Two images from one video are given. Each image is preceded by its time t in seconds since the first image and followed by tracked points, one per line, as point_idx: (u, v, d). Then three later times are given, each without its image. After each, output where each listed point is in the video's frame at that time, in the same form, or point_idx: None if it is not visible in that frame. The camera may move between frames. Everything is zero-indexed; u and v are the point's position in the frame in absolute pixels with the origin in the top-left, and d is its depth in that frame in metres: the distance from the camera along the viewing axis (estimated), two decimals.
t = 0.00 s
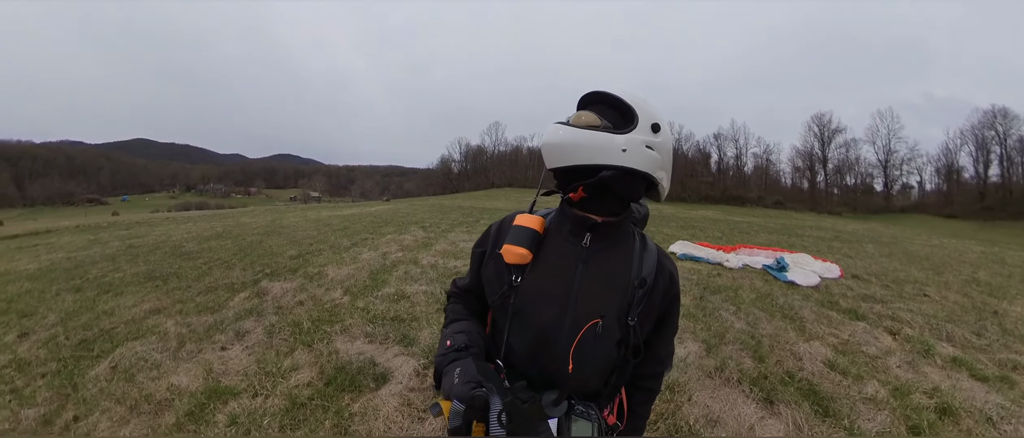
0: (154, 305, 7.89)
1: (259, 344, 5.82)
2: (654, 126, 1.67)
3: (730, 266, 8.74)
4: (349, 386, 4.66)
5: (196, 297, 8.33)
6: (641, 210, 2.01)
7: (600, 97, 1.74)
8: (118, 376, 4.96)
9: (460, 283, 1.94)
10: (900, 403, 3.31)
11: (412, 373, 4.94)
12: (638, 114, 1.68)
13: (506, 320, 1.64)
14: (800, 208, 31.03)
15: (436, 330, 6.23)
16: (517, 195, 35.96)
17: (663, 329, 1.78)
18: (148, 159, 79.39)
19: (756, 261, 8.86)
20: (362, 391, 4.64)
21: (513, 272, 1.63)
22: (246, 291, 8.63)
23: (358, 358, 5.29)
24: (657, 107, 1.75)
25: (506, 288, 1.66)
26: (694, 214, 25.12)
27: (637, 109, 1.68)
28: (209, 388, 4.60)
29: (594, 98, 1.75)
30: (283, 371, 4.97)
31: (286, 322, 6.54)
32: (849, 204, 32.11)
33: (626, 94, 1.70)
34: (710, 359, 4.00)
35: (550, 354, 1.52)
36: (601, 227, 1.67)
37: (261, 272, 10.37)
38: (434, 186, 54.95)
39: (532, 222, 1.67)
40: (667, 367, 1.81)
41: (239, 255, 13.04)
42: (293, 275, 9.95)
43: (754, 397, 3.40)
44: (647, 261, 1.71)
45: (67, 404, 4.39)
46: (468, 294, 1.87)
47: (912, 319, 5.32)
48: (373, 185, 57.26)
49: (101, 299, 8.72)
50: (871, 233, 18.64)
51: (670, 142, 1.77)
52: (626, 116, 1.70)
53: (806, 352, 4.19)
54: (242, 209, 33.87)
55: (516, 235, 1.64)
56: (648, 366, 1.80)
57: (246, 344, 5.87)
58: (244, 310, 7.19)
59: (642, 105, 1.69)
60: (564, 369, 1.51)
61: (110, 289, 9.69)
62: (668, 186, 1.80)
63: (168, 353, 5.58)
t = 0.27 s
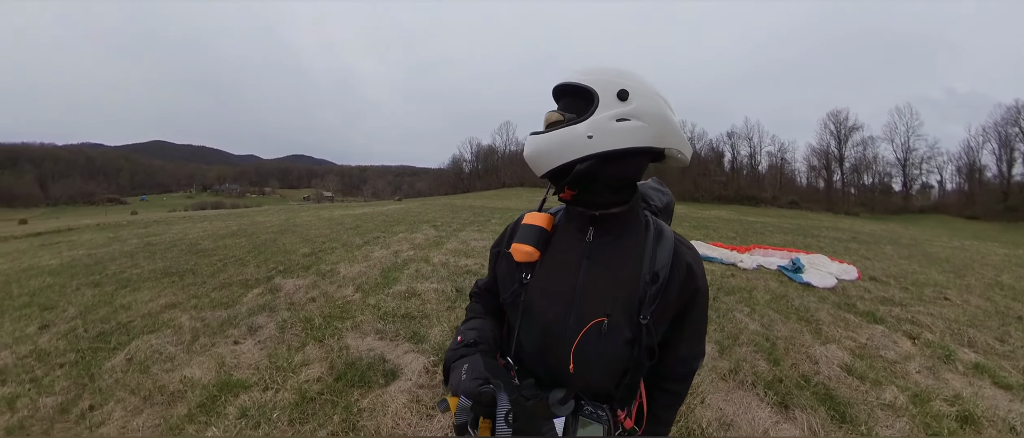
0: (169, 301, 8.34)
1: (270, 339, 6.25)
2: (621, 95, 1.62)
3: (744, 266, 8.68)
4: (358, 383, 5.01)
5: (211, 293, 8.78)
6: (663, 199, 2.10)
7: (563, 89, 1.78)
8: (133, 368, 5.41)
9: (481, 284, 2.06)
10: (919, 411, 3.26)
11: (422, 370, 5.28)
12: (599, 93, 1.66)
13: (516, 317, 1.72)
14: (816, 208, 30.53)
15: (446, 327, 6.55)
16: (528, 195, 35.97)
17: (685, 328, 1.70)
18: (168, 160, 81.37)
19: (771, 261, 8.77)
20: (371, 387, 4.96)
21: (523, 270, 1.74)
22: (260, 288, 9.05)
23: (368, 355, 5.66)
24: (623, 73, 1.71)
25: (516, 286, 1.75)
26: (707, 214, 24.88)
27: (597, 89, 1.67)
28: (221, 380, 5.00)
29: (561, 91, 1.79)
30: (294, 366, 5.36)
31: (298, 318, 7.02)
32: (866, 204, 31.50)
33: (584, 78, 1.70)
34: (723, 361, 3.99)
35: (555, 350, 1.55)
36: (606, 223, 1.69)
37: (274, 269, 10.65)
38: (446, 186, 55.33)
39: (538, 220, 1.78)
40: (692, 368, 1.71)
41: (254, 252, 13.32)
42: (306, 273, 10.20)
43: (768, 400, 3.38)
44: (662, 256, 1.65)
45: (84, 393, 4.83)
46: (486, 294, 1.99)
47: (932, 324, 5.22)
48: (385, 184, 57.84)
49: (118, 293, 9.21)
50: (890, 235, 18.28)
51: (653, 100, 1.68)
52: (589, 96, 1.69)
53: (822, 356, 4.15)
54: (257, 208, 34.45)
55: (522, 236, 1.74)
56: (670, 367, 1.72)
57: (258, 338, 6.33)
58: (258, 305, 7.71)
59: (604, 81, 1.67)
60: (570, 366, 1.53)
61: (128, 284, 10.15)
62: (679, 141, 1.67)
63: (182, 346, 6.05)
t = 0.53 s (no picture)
0: (186, 295, 8.81)
1: (285, 334, 6.52)
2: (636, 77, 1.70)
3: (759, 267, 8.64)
4: (371, 379, 5.14)
5: (226, 288, 9.20)
6: (702, 186, 2.13)
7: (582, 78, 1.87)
8: (147, 361, 5.74)
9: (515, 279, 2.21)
10: (941, 418, 3.24)
11: (434, 367, 5.41)
12: (614, 79, 1.73)
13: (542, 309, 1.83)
14: (833, 208, 30.05)
15: (460, 325, 6.68)
16: (540, 194, 35.98)
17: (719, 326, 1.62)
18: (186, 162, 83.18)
19: (788, 262, 8.71)
20: (384, 384, 5.09)
21: (551, 264, 1.87)
22: (273, 283, 9.43)
23: (381, 351, 5.84)
24: (638, 53, 1.75)
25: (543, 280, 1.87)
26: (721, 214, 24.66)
27: (613, 76, 1.74)
28: (235, 374, 5.21)
29: (580, 82, 1.89)
30: (307, 362, 5.54)
31: (312, 314, 7.25)
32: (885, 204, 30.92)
33: (599, 64, 1.78)
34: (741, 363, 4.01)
35: (578, 343, 1.63)
36: (630, 215, 1.73)
37: (288, 266, 10.94)
38: (457, 185, 55.70)
39: (564, 213, 1.91)
40: (727, 373, 1.62)
41: (270, 250, 13.59)
42: (320, 269, 10.47)
43: (787, 405, 3.38)
44: (693, 248, 1.60)
45: (99, 384, 5.12)
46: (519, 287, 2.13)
47: (954, 329, 5.16)
48: (397, 184, 58.39)
49: (136, 288, 9.73)
50: (910, 237, 17.95)
51: (672, 77, 1.70)
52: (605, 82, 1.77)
53: (842, 359, 4.14)
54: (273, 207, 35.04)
55: (550, 230, 1.87)
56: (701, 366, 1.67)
57: (272, 332, 6.65)
58: (271, 301, 8.11)
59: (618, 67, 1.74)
60: (590, 360, 1.58)
61: (145, 279, 10.54)
62: (704, 117, 1.67)
63: (197, 340, 6.38)
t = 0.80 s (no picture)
0: (200, 289, 9.19)
1: (297, 329, 6.81)
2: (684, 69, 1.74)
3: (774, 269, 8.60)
4: (384, 377, 5.29)
5: (240, 283, 9.57)
6: (753, 182, 2.14)
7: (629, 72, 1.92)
8: (160, 355, 6.08)
9: (557, 274, 2.34)
10: (965, 428, 3.20)
11: (449, 366, 5.53)
12: (662, 73, 1.77)
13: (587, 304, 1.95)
14: (849, 210, 29.52)
15: (475, 324, 6.79)
16: (551, 193, 35.92)
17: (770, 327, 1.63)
18: (205, 160, 84.87)
19: (805, 264, 8.62)
20: (397, 382, 5.22)
21: (596, 259, 2.00)
22: (287, 279, 9.76)
23: (395, 348, 5.99)
24: (684, 44, 1.78)
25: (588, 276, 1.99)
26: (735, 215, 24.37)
27: (660, 68, 1.78)
28: (246, 369, 5.47)
29: (626, 76, 1.94)
30: (320, 358, 5.75)
31: (324, 310, 7.60)
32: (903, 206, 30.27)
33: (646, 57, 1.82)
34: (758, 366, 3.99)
35: (622, 339, 1.74)
36: (679, 211, 1.80)
37: (302, 262, 11.21)
38: (468, 184, 55.99)
39: (611, 209, 2.04)
40: (775, 379, 1.62)
41: (284, 246, 13.82)
42: (333, 266, 10.73)
43: (807, 410, 3.37)
44: (743, 247, 1.64)
45: (113, 377, 5.44)
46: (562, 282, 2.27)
47: (978, 336, 5.06)
48: (409, 183, 58.85)
49: (153, 282, 10.13)
50: (930, 240, 17.56)
51: (721, 67, 1.73)
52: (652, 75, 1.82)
53: (862, 365, 4.09)
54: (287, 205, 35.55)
55: (598, 226, 2.00)
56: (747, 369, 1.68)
57: (285, 328, 6.93)
58: (284, 297, 8.44)
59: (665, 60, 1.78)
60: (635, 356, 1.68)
61: (162, 273, 10.88)
62: (756, 105, 1.69)
63: (210, 335, 6.74)
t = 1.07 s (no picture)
0: (215, 287, 9.32)
1: (308, 327, 6.85)
2: (711, 70, 1.68)
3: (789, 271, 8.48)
4: (395, 376, 5.30)
5: (254, 281, 9.71)
6: (769, 185, 2.05)
7: (650, 69, 1.84)
8: (175, 350, 6.17)
9: (569, 278, 2.29)
10: None
11: (458, 366, 5.54)
12: (689, 73, 1.72)
13: (601, 310, 1.91)
14: (866, 209, 28.91)
15: (484, 325, 6.76)
16: (561, 192, 35.75)
17: (789, 336, 1.58)
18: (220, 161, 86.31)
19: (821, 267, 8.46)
20: (407, 381, 5.24)
21: (610, 264, 1.95)
22: (300, 278, 9.85)
23: (406, 348, 5.99)
24: (710, 45, 1.72)
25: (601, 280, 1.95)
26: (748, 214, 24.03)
27: (686, 66, 1.72)
28: (258, 366, 5.51)
29: (645, 75, 1.86)
30: (330, 357, 5.77)
31: (336, 309, 7.67)
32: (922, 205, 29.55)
33: (671, 55, 1.76)
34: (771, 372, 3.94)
35: (637, 347, 1.70)
36: (697, 216, 1.76)
37: (314, 261, 11.31)
38: (479, 183, 56.10)
39: (627, 212, 2.00)
40: (793, 389, 1.57)
41: (296, 245, 13.98)
42: (345, 265, 10.82)
43: (821, 419, 3.31)
44: (762, 251, 1.61)
45: (129, 371, 5.58)
46: (573, 286, 2.23)
47: (1001, 344, 4.90)
48: (420, 183, 59.17)
49: (168, 280, 10.27)
50: (951, 242, 17.11)
51: (747, 72, 1.69)
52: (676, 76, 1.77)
53: (880, 373, 3.97)
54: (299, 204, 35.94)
55: (611, 229, 1.96)
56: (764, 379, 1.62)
57: (298, 326, 6.97)
58: (297, 296, 8.51)
59: (690, 59, 1.73)
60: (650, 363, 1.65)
61: (177, 272, 11.04)
62: (778, 112, 1.66)
63: (223, 331, 6.83)
